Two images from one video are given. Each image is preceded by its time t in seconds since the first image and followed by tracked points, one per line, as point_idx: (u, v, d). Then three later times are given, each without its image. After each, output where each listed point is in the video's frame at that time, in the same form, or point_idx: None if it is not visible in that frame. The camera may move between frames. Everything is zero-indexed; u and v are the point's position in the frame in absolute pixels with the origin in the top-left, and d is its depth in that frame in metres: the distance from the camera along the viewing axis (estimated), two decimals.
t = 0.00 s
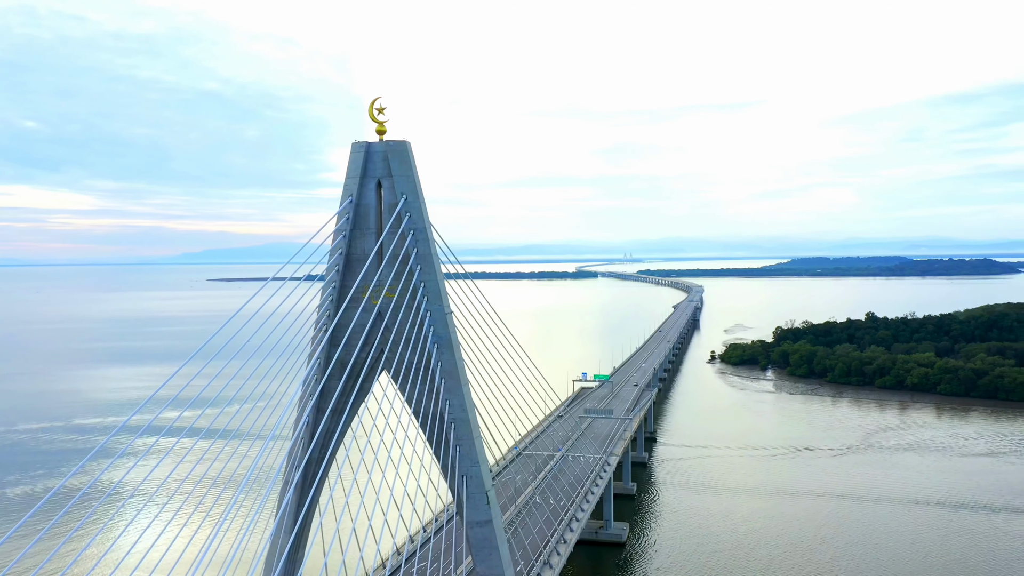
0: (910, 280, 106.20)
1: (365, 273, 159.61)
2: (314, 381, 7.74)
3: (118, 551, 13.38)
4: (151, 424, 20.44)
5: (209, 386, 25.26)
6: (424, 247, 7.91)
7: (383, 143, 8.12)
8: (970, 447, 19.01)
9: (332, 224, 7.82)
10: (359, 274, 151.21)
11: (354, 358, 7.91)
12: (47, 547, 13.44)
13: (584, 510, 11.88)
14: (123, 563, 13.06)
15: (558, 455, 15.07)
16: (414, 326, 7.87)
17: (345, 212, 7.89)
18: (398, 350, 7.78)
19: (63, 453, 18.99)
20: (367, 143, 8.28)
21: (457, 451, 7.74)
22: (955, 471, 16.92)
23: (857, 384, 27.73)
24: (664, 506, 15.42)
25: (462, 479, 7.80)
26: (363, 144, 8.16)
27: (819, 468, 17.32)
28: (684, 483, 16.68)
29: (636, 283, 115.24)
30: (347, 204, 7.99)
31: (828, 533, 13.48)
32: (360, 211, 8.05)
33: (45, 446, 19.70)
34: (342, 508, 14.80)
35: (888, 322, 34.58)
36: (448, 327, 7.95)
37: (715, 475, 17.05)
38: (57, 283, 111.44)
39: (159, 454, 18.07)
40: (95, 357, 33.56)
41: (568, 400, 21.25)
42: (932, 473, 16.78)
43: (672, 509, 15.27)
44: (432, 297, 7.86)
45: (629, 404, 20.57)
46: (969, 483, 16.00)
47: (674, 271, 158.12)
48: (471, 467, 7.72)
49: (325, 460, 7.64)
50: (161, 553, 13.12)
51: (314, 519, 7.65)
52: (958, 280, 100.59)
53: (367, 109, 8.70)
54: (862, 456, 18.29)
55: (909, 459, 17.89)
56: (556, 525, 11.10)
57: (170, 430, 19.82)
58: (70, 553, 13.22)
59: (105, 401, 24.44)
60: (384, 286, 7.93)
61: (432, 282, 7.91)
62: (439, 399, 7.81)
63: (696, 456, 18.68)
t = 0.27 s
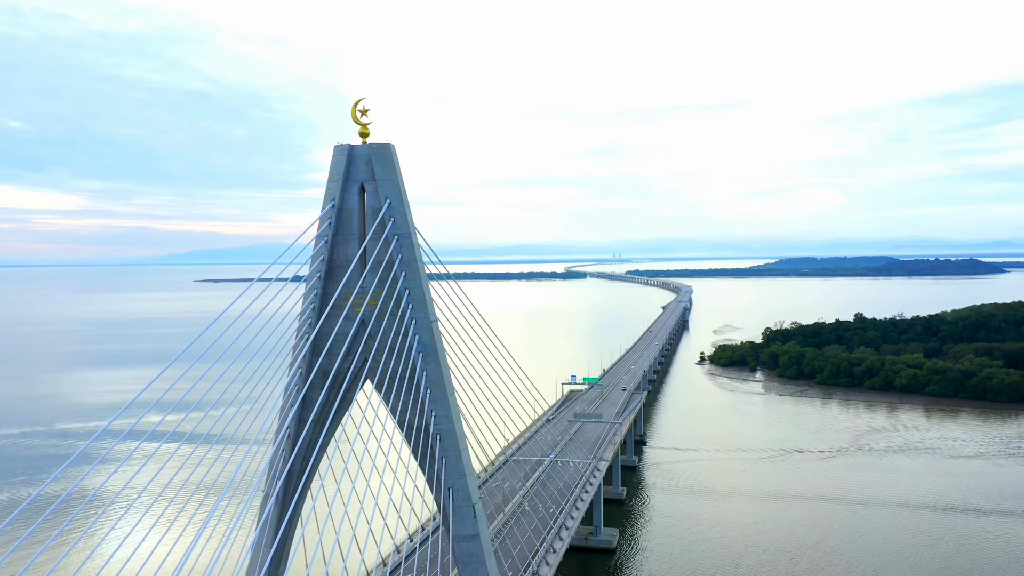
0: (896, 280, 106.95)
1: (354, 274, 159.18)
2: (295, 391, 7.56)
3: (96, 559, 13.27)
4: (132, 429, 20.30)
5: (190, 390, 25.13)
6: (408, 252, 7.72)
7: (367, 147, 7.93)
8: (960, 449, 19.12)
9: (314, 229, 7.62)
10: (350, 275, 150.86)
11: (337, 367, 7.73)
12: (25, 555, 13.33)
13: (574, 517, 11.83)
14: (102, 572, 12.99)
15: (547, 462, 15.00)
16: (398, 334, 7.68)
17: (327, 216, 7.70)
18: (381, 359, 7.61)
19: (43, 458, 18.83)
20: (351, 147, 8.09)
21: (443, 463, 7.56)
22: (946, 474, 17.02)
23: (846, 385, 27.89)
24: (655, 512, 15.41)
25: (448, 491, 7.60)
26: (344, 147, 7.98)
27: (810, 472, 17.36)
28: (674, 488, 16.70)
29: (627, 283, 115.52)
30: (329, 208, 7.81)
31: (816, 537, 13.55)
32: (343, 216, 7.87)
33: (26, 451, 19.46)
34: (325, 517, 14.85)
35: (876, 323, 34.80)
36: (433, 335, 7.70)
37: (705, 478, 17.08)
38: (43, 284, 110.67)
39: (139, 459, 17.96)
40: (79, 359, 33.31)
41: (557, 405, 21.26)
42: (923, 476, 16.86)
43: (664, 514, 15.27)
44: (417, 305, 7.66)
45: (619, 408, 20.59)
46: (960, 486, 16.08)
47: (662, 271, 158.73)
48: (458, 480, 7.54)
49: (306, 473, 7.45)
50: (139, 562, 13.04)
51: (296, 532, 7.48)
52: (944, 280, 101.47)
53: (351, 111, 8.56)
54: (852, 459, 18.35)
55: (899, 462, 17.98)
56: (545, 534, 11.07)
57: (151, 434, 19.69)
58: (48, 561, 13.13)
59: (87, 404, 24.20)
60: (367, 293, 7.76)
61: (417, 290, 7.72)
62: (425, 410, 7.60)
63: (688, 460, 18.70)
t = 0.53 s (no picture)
0: (885, 281, 107.71)
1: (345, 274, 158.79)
2: (276, 401, 7.47)
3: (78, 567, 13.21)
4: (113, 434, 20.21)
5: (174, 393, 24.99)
6: (393, 259, 7.61)
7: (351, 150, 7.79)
8: (950, 451, 19.24)
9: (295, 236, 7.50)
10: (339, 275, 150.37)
11: (320, 377, 7.63)
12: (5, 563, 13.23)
13: (564, 525, 11.80)
14: None
15: (538, 467, 14.97)
16: (383, 343, 7.58)
17: (309, 223, 7.56)
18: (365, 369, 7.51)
19: (26, 464, 18.64)
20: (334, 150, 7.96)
21: (430, 476, 7.49)
22: (937, 477, 17.09)
23: (836, 387, 28.03)
24: (648, 516, 15.39)
25: (435, 505, 7.54)
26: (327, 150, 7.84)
27: (801, 475, 17.39)
28: (666, 492, 16.71)
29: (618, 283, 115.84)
30: (312, 213, 7.68)
31: (807, 541, 13.62)
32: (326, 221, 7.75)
33: (8, 457, 19.25)
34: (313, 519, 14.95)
35: (866, 324, 34.97)
36: (418, 344, 7.59)
37: (695, 481, 17.11)
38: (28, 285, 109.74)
39: (123, 464, 17.89)
40: (65, 362, 33.04)
41: (546, 407, 21.22)
42: (914, 479, 16.93)
43: (656, 518, 15.25)
44: (402, 313, 7.55)
45: (609, 411, 20.63)
46: (953, 489, 16.14)
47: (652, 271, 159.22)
48: (444, 493, 7.48)
49: (288, 486, 7.36)
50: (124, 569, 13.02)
51: (277, 545, 7.41)
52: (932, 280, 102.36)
53: (335, 113, 8.44)
54: (844, 462, 18.40)
55: (890, 465, 18.04)
56: (536, 543, 11.05)
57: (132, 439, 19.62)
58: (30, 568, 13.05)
59: (71, 408, 23.98)
60: (350, 301, 7.64)
61: (402, 298, 7.61)
62: (410, 421, 7.52)
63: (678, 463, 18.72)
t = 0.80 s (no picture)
0: (873, 280, 108.55)
1: (334, 275, 158.37)
2: (256, 412, 7.32)
3: None
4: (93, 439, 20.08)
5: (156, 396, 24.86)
6: (376, 267, 7.54)
7: (332, 154, 7.68)
8: (938, 453, 19.39)
9: (275, 241, 7.35)
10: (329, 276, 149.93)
11: (300, 388, 7.50)
12: None
13: (554, 533, 11.78)
14: None
15: (527, 474, 14.92)
16: (366, 352, 7.52)
17: (290, 228, 7.41)
18: (349, 379, 7.47)
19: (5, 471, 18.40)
20: (314, 153, 7.82)
21: (415, 490, 7.54)
22: (926, 479, 17.25)
23: (825, 388, 28.17)
24: (636, 520, 15.40)
25: (419, 521, 7.57)
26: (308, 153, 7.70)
27: (790, 478, 17.48)
28: (655, 495, 16.72)
29: (608, 283, 116.13)
30: (292, 218, 7.56)
31: (794, 545, 13.72)
32: (307, 226, 7.62)
33: None
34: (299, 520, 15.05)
35: (856, 324, 35.13)
36: (403, 354, 7.58)
37: (684, 484, 17.18)
38: (12, 288, 108.28)
39: (104, 467, 17.83)
40: (51, 365, 32.80)
41: (535, 411, 21.13)
42: (903, 481, 17.09)
43: (644, 522, 15.27)
44: (386, 323, 7.49)
45: (598, 415, 20.68)
46: (941, 491, 16.30)
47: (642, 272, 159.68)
48: (430, 507, 7.54)
49: (268, 500, 7.28)
50: None
51: (256, 561, 7.34)
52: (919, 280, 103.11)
53: (316, 116, 8.31)
54: (833, 465, 18.50)
55: (880, 467, 18.18)
56: (524, 553, 11.00)
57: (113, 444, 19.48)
58: None
59: (53, 413, 23.69)
60: (332, 309, 7.55)
61: (386, 307, 7.56)
62: (395, 433, 7.54)
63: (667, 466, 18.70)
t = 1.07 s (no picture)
0: (860, 280, 109.39)
1: (323, 276, 157.80)
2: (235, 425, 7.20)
3: None
4: (72, 445, 19.86)
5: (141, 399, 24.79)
6: (359, 274, 7.40)
7: (314, 159, 7.52)
8: (927, 455, 19.51)
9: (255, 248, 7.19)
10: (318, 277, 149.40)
11: (281, 399, 7.37)
12: None
13: (543, 543, 11.76)
14: None
15: (516, 480, 14.86)
16: (349, 362, 7.38)
17: (270, 234, 7.26)
18: (331, 390, 7.33)
19: None
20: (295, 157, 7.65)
21: (400, 505, 7.46)
22: (916, 481, 17.35)
23: (815, 390, 28.31)
24: (626, 525, 15.42)
25: (404, 536, 7.53)
26: (289, 156, 7.56)
27: (781, 482, 17.54)
28: (645, 500, 16.74)
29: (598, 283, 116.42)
30: (273, 224, 7.42)
31: (784, 549, 13.77)
32: (288, 233, 7.46)
33: None
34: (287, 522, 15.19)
35: (845, 325, 35.31)
36: (387, 365, 7.46)
37: (673, 488, 17.21)
38: None
39: (83, 475, 17.63)
40: (33, 368, 32.39)
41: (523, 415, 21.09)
42: (892, 484, 17.18)
43: (635, 526, 15.30)
44: (370, 332, 7.41)
45: (588, 419, 20.69)
46: (930, 494, 16.38)
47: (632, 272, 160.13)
48: (415, 522, 7.48)
49: (247, 515, 7.16)
50: None
51: None
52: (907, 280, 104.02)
53: (297, 118, 8.12)
54: (823, 468, 18.57)
55: (870, 470, 18.27)
56: (514, 562, 10.99)
57: (91, 450, 19.26)
58: None
59: (35, 418, 23.38)
60: (314, 318, 7.40)
61: (369, 315, 7.42)
62: (379, 446, 7.42)
63: (657, 470, 18.72)
